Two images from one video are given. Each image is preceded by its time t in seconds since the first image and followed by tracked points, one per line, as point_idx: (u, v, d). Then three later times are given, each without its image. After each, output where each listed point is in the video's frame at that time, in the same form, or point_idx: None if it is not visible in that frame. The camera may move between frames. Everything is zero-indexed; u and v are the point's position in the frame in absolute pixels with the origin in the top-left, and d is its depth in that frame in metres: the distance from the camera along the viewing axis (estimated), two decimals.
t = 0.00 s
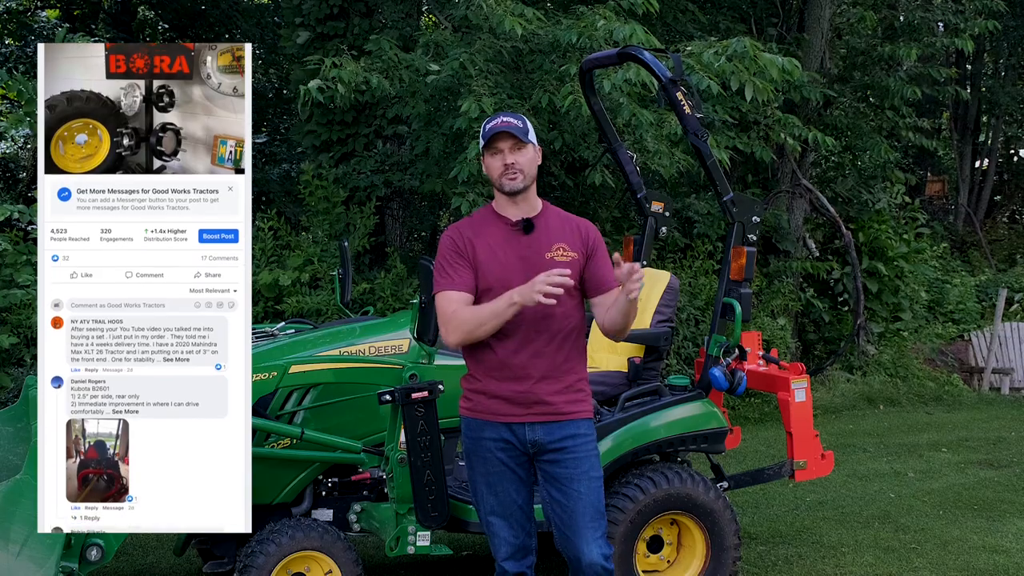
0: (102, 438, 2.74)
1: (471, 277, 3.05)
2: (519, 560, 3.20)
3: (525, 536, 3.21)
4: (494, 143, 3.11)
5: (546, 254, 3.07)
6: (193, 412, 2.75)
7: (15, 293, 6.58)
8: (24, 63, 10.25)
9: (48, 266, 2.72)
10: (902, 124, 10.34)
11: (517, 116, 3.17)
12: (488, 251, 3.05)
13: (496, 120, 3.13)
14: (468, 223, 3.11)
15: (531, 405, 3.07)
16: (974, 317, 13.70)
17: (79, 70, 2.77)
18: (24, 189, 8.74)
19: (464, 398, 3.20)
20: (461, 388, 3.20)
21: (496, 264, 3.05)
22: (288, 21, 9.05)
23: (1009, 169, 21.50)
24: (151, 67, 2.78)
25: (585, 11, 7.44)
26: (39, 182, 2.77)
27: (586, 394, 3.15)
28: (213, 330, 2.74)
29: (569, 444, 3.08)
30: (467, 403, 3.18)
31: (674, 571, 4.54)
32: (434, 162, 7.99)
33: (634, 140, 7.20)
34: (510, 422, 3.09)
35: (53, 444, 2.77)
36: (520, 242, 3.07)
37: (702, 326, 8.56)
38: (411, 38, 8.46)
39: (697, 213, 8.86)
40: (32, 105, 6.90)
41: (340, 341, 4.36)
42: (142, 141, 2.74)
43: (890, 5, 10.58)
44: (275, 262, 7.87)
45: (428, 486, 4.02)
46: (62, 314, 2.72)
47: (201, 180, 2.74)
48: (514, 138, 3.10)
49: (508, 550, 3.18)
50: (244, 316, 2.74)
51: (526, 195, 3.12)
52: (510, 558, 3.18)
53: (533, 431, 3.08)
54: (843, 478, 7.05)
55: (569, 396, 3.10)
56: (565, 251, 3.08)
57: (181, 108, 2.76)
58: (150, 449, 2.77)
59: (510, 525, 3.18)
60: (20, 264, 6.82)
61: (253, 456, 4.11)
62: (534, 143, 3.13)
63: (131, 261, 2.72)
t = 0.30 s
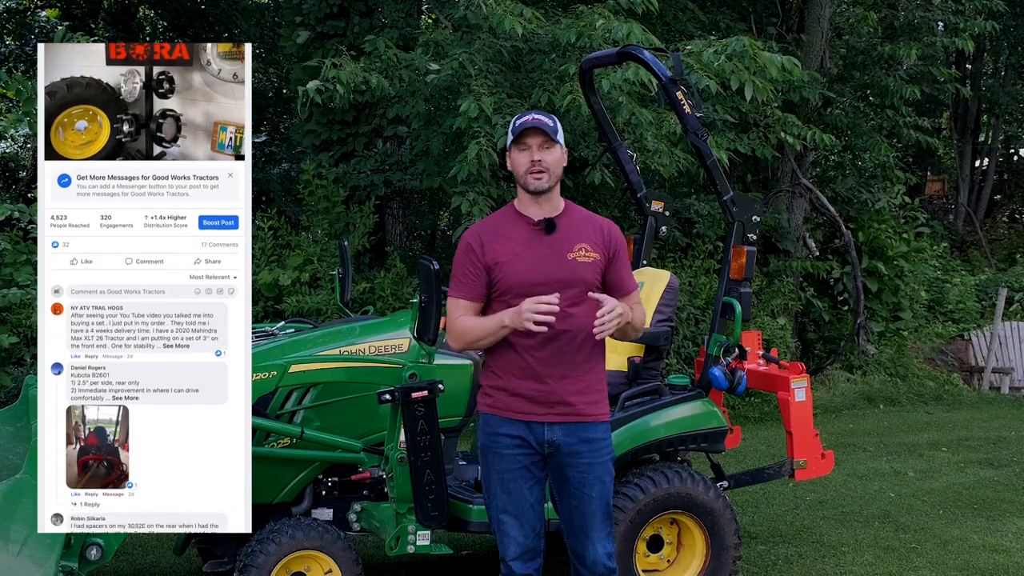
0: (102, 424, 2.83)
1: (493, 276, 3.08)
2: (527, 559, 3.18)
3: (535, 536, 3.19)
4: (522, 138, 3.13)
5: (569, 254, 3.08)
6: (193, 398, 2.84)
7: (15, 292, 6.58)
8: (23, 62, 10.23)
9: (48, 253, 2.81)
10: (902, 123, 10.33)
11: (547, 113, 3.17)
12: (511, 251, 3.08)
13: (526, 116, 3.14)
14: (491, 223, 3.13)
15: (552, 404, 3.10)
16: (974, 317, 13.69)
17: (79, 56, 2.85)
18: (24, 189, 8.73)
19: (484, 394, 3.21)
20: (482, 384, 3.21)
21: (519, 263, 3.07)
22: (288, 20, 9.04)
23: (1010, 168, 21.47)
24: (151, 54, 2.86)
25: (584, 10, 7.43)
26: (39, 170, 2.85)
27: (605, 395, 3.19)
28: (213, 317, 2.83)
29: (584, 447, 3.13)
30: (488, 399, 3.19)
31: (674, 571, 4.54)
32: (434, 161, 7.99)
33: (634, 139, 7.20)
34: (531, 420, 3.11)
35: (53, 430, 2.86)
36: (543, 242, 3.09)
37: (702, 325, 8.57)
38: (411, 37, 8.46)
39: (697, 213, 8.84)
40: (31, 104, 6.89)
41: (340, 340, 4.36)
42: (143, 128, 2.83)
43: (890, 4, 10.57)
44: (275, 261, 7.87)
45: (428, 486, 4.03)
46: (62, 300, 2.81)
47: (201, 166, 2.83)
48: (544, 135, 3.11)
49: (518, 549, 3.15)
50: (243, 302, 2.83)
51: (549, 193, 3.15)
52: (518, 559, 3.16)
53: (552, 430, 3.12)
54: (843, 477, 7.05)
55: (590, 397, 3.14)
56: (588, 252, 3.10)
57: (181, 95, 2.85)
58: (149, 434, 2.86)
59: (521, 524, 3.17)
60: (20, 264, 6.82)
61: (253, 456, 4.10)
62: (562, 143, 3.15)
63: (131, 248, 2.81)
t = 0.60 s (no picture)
0: (102, 410, 2.89)
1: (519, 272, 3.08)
2: (536, 561, 3.17)
3: (545, 537, 3.18)
4: (567, 135, 3.09)
5: (596, 253, 3.08)
6: (193, 382, 2.91)
7: (15, 292, 6.58)
8: (23, 61, 10.22)
9: (48, 239, 2.87)
10: (902, 122, 10.33)
11: (590, 112, 3.15)
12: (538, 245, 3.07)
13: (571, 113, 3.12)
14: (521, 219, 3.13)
15: (578, 402, 3.11)
16: (974, 315, 13.69)
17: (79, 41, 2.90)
18: (23, 188, 8.73)
19: (510, 392, 3.21)
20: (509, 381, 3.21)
21: (545, 260, 3.06)
22: (288, 19, 9.03)
23: (1009, 167, 21.46)
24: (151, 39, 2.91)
25: (584, 9, 7.43)
26: (40, 155, 2.92)
27: (631, 391, 3.22)
28: (213, 302, 2.90)
29: (606, 444, 3.15)
30: (513, 396, 3.19)
31: (674, 570, 4.54)
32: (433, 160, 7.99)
33: (634, 138, 7.20)
34: (556, 418, 3.12)
35: (53, 414, 2.92)
36: (570, 240, 3.09)
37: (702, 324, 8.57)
38: (411, 36, 8.46)
39: (697, 212, 8.78)
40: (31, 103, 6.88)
41: (340, 339, 4.36)
42: (143, 113, 2.89)
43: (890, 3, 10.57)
44: (275, 260, 7.88)
45: (428, 485, 4.06)
46: (62, 286, 2.88)
47: (202, 151, 2.91)
48: (588, 135, 3.08)
49: (528, 550, 3.15)
50: (243, 287, 2.91)
51: (582, 193, 3.13)
52: (528, 559, 3.16)
53: (577, 428, 3.13)
54: (843, 476, 7.06)
55: (615, 393, 3.15)
56: (615, 250, 3.09)
57: (181, 80, 2.90)
58: (149, 419, 2.92)
59: (534, 523, 3.16)
60: (20, 263, 6.82)
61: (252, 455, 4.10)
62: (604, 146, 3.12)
63: (132, 234, 2.88)
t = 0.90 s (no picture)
0: (102, 394, 2.82)
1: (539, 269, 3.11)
2: (542, 560, 3.14)
3: (553, 537, 3.15)
4: (594, 140, 3.11)
5: (615, 255, 3.10)
6: (193, 367, 2.85)
7: (14, 290, 6.58)
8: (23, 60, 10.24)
9: (48, 223, 2.82)
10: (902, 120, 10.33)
11: (618, 119, 3.17)
12: (559, 243, 3.10)
13: (600, 119, 3.14)
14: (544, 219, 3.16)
15: (593, 402, 3.11)
16: (974, 314, 13.70)
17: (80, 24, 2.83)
18: (24, 186, 8.74)
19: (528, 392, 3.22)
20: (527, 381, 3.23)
21: (565, 260, 3.09)
22: (289, 17, 9.03)
23: (1010, 165, 21.48)
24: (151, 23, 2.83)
25: (584, 7, 7.42)
26: (40, 140, 2.85)
27: (647, 394, 3.22)
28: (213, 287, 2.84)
29: (621, 443, 3.16)
30: (530, 397, 3.21)
31: (674, 568, 4.54)
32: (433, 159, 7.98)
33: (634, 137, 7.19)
34: (572, 418, 3.12)
35: (53, 400, 2.83)
36: (591, 241, 3.10)
37: (702, 323, 8.59)
38: (411, 35, 8.50)
39: (697, 211, 8.77)
40: (31, 102, 6.88)
41: (340, 338, 4.37)
42: (142, 97, 2.81)
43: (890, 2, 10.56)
44: (274, 259, 7.89)
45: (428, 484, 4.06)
46: (62, 270, 2.81)
47: (201, 136, 2.83)
48: (615, 141, 3.11)
49: (536, 548, 3.11)
50: (243, 271, 2.85)
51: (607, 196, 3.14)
52: (539, 557, 3.12)
53: (592, 427, 3.13)
54: (843, 475, 7.06)
55: (630, 395, 3.15)
56: (635, 254, 3.11)
57: (181, 65, 2.84)
58: (149, 405, 2.85)
59: (545, 522, 3.14)
60: (20, 262, 6.82)
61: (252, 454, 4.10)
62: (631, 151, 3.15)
63: (132, 218, 2.82)
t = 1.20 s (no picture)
0: (102, 377, 2.80)
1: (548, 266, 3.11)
2: (547, 558, 3.14)
3: (558, 536, 3.15)
4: (603, 138, 3.10)
5: (624, 253, 3.10)
6: (193, 351, 2.82)
7: (14, 290, 6.58)
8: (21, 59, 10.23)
9: (48, 206, 2.79)
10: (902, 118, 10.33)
11: (628, 117, 3.17)
12: (568, 240, 3.10)
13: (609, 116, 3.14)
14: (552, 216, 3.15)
15: (600, 400, 3.11)
16: (973, 312, 13.71)
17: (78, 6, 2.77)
18: (23, 185, 8.73)
19: (535, 390, 3.22)
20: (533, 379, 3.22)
21: (574, 257, 3.09)
22: (288, 16, 9.02)
23: (1009, 163, 21.48)
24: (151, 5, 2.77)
25: (583, 5, 7.40)
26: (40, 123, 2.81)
27: (654, 392, 3.22)
28: (213, 270, 2.81)
29: (628, 441, 3.17)
30: (536, 394, 3.21)
31: (673, 567, 4.54)
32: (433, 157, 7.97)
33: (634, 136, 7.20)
34: (579, 415, 3.12)
35: (53, 382, 2.81)
36: (599, 238, 3.10)
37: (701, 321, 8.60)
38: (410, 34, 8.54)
39: (696, 209, 8.76)
40: (31, 101, 6.88)
41: (340, 336, 4.37)
42: (142, 81, 2.77)
43: None
44: (274, 258, 7.89)
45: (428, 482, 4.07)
46: (62, 254, 2.78)
47: (202, 119, 2.80)
48: (624, 139, 3.10)
49: (541, 546, 3.11)
50: (243, 255, 2.81)
51: (617, 194, 3.14)
52: (545, 555, 3.13)
53: (598, 425, 3.13)
54: (842, 472, 7.06)
55: (638, 394, 3.16)
56: (644, 252, 3.11)
57: (181, 47, 2.78)
58: (149, 388, 2.83)
59: (550, 520, 3.14)
60: (19, 261, 6.82)
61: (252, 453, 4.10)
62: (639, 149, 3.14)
63: (131, 201, 2.79)
